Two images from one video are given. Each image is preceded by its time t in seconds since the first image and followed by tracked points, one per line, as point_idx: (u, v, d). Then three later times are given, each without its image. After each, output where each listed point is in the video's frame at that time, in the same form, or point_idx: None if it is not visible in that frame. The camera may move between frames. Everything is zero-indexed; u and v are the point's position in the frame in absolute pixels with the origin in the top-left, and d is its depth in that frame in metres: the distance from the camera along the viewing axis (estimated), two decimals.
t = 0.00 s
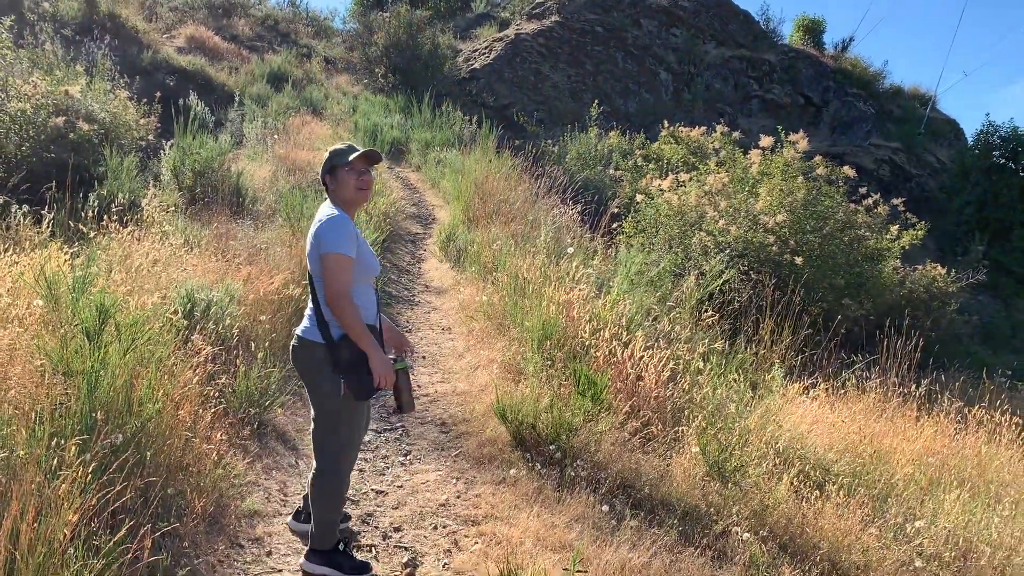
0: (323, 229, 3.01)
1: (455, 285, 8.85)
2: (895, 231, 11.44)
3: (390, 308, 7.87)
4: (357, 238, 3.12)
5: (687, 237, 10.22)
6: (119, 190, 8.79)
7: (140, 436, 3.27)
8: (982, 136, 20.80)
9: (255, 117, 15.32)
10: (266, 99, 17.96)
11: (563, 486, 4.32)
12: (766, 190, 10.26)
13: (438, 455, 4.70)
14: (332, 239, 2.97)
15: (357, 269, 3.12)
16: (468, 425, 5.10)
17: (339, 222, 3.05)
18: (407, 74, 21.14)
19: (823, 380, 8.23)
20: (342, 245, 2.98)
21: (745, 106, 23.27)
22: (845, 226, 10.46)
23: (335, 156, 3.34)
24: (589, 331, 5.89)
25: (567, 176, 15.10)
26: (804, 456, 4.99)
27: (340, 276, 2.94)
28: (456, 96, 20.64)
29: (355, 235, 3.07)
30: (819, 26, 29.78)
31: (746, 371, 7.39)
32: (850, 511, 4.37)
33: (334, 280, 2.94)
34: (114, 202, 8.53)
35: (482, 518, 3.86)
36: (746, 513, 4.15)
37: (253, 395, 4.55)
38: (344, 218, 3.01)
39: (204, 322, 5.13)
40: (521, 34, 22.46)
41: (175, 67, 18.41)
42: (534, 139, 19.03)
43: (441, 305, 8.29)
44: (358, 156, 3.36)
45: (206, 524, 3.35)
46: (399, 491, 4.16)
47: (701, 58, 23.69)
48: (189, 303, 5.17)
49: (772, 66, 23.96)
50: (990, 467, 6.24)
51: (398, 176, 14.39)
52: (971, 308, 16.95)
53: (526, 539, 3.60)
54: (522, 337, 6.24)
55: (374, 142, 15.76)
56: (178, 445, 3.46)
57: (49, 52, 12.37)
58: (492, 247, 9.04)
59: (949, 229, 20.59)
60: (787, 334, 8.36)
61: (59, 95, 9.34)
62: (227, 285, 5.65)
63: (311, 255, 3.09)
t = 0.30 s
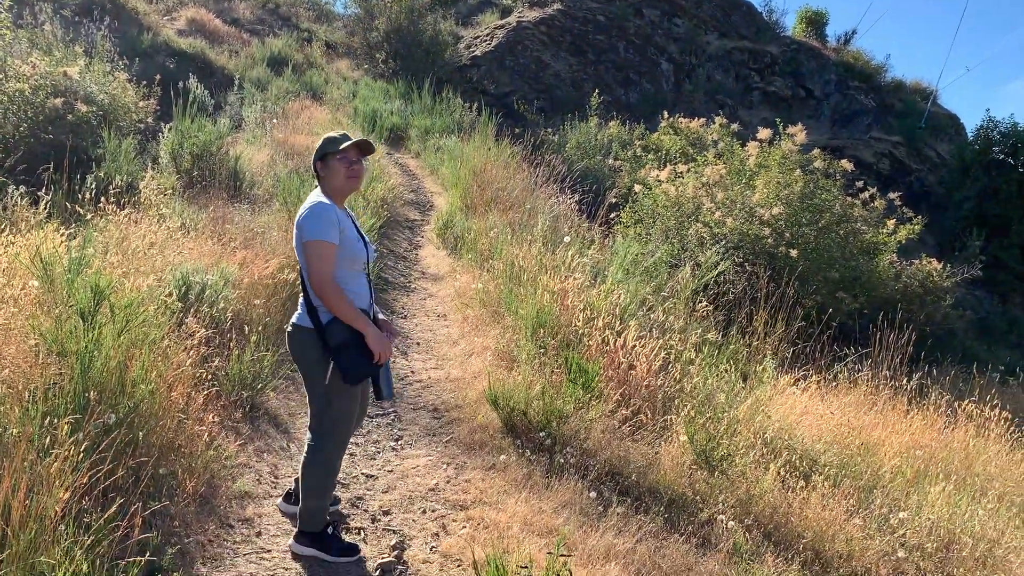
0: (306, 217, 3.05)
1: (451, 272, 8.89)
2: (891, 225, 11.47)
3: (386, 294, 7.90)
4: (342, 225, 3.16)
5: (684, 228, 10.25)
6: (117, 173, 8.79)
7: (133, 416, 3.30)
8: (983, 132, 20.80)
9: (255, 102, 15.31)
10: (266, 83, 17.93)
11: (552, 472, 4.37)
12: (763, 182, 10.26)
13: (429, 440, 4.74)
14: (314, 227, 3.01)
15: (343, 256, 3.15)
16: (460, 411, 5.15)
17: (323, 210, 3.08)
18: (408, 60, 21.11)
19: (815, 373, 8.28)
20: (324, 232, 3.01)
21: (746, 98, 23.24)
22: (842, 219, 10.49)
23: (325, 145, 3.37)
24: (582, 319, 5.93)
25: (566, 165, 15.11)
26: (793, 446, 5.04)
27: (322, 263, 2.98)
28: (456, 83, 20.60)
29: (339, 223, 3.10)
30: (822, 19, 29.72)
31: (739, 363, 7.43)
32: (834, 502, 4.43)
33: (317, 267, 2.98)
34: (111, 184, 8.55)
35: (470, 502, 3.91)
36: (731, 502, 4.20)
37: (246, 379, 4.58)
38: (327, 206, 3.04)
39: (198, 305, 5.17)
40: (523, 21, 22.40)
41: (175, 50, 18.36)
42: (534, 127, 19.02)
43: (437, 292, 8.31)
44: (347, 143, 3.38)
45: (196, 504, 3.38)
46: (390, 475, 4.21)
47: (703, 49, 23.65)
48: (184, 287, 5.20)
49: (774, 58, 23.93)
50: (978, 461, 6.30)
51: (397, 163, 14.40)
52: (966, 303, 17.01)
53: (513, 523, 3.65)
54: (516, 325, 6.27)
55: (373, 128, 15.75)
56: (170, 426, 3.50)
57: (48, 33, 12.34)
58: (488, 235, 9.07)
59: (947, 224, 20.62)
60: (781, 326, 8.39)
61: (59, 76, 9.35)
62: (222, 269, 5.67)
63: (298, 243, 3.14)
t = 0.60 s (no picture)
0: (325, 206, 3.09)
1: (476, 261, 8.94)
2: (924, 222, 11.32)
3: (411, 282, 7.97)
4: (360, 212, 3.19)
5: (713, 222, 10.19)
6: (152, 157, 8.95)
7: (155, 393, 3.40)
8: None
9: (289, 89, 15.46)
10: (301, 72, 18.09)
11: (566, 460, 4.41)
12: (794, 176, 10.16)
13: (446, 425, 4.80)
14: (334, 214, 3.04)
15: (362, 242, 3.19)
16: (478, 398, 5.20)
17: (341, 198, 3.11)
18: (442, 50, 21.30)
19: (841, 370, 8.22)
20: (343, 219, 3.05)
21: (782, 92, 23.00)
22: (874, 215, 10.36)
23: (341, 135, 3.41)
24: (603, 310, 5.96)
25: (596, 157, 15.08)
26: (810, 441, 5.04)
27: (344, 250, 3.01)
28: (489, 74, 20.62)
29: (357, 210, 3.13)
30: (862, 13, 29.30)
31: (763, 358, 7.41)
32: (849, 498, 4.42)
33: (337, 253, 3.01)
34: (146, 168, 8.69)
35: (483, 487, 3.96)
36: (744, 494, 4.22)
37: (268, 360, 4.67)
38: (344, 193, 3.08)
39: (225, 288, 5.27)
40: (558, 12, 22.33)
41: (212, 38, 18.58)
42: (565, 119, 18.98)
43: (461, 281, 8.36)
44: (362, 133, 3.42)
45: (214, 480, 3.47)
46: (406, 457, 4.27)
47: (739, 42, 23.43)
48: (211, 269, 5.30)
49: (811, 52, 23.65)
50: (1002, 462, 6.22)
51: (427, 152, 14.47)
52: (1002, 304, 16.71)
53: (524, 508, 3.69)
54: (537, 314, 6.31)
55: (405, 117, 15.83)
56: (191, 404, 3.59)
57: (88, 20, 12.56)
58: (514, 225, 9.10)
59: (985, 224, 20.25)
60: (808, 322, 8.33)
61: (97, 61, 9.52)
62: (249, 253, 5.77)
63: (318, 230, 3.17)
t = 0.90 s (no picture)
0: (390, 187, 3.14)
1: (536, 249, 8.99)
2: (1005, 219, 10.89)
3: (471, 267, 8.07)
4: (421, 197, 3.25)
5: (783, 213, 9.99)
6: (228, 141, 9.24)
7: (211, 361, 3.57)
8: None
9: (363, 78, 15.73)
10: (376, 61, 18.38)
11: (608, 443, 4.45)
12: (867, 170, 9.98)
13: (493, 406, 4.89)
14: (398, 198, 3.09)
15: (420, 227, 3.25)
16: (527, 380, 5.28)
17: (404, 181, 3.18)
18: (516, 40, 21.43)
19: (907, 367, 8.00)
20: (406, 204, 3.10)
21: (864, 84, 22.35)
22: (951, 211, 10.01)
23: (410, 120, 3.49)
24: (658, 299, 5.96)
25: (664, 148, 14.93)
26: (862, 436, 4.96)
27: (401, 234, 3.07)
28: (561, 63, 20.58)
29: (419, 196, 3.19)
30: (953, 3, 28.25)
31: (823, 355, 7.23)
32: (898, 494, 4.33)
33: (396, 237, 3.07)
34: (221, 152, 8.98)
35: (523, 465, 4.04)
36: (786, 484, 4.20)
37: (325, 336, 4.81)
38: (410, 178, 3.14)
39: (288, 267, 5.44)
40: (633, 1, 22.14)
41: (291, 27, 19.01)
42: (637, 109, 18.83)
43: (521, 268, 8.43)
44: (430, 122, 3.50)
45: (264, 447, 3.62)
46: (450, 434, 4.39)
47: (820, 32, 22.86)
48: (275, 248, 5.48)
49: (896, 43, 22.92)
50: None
51: (496, 141, 14.54)
52: None
53: (562, 488, 3.75)
54: (591, 301, 6.33)
55: (475, 106, 15.93)
56: (246, 373, 3.75)
57: (174, 9, 13.00)
58: (575, 214, 9.11)
59: None
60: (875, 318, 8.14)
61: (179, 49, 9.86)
62: (313, 234, 5.94)
63: (376, 209, 3.24)
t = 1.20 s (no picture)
0: (444, 169, 3.20)
1: (592, 233, 8.98)
2: None
3: (526, 250, 8.12)
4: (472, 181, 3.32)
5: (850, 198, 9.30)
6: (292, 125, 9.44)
7: (263, 334, 3.72)
8: None
9: (427, 63, 15.84)
10: (441, 46, 18.48)
11: (651, 423, 4.49)
12: (939, 153, 9.32)
13: (539, 384, 4.95)
14: (454, 181, 3.15)
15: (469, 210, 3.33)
16: (575, 360, 5.33)
17: (459, 163, 3.23)
18: (581, 23, 21.13)
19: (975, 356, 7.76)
20: (460, 187, 3.17)
21: (944, 66, 21.59)
22: None
23: (469, 103, 3.53)
24: (710, 281, 5.92)
25: (730, 132, 14.69)
26: (916, 422, 4.86)
27: (454, 216, 3.14)
28: (627, 46, 20.36)
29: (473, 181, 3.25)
30: None
31: (884, 345, 6.87)
32: (949, 481, 4.26)
33: (448, 219, 3.14)
34: (286, 136, 9.20)
35: (565, 442, 4.13)
36: (832, 468, 4.16)
37: (377, 313, 4.94)
38: (467, 163, 3.20)
39: (343, 247, 5.58)
40: None
41: (359, 12, 19.22)
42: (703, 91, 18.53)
43: (576, 252, 8.45)
44: (492, 110, 3.55)
45: (313, 418, 3.77)
46: (495, 410, 4.48)
47: (897, 13, 22.13)
48: (331, 229, 5.62)
49: (979, 24, 22.12)
50: None
51: (558, 125, 14.50)
52: None
53: (602, 464, 3.81)
54: (643, 283, 6.30)
55: (538, 89, 15.90)
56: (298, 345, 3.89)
57: None
58: (632, 197, 9.07)
59: None
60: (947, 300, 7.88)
61: (247, 35, 10.10)
62: (369, 215, 6.07)
63: (427, 187, 3.28)
